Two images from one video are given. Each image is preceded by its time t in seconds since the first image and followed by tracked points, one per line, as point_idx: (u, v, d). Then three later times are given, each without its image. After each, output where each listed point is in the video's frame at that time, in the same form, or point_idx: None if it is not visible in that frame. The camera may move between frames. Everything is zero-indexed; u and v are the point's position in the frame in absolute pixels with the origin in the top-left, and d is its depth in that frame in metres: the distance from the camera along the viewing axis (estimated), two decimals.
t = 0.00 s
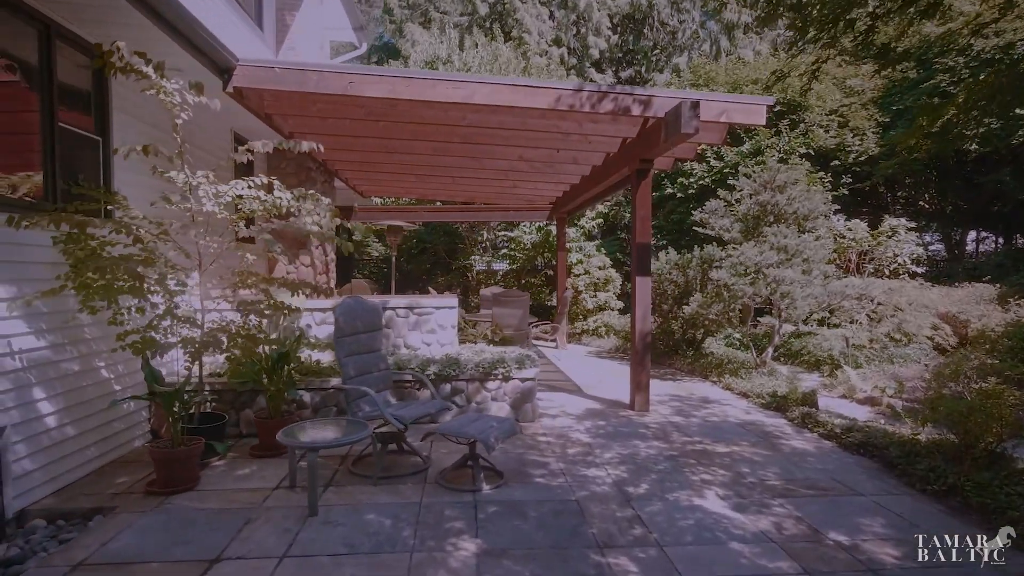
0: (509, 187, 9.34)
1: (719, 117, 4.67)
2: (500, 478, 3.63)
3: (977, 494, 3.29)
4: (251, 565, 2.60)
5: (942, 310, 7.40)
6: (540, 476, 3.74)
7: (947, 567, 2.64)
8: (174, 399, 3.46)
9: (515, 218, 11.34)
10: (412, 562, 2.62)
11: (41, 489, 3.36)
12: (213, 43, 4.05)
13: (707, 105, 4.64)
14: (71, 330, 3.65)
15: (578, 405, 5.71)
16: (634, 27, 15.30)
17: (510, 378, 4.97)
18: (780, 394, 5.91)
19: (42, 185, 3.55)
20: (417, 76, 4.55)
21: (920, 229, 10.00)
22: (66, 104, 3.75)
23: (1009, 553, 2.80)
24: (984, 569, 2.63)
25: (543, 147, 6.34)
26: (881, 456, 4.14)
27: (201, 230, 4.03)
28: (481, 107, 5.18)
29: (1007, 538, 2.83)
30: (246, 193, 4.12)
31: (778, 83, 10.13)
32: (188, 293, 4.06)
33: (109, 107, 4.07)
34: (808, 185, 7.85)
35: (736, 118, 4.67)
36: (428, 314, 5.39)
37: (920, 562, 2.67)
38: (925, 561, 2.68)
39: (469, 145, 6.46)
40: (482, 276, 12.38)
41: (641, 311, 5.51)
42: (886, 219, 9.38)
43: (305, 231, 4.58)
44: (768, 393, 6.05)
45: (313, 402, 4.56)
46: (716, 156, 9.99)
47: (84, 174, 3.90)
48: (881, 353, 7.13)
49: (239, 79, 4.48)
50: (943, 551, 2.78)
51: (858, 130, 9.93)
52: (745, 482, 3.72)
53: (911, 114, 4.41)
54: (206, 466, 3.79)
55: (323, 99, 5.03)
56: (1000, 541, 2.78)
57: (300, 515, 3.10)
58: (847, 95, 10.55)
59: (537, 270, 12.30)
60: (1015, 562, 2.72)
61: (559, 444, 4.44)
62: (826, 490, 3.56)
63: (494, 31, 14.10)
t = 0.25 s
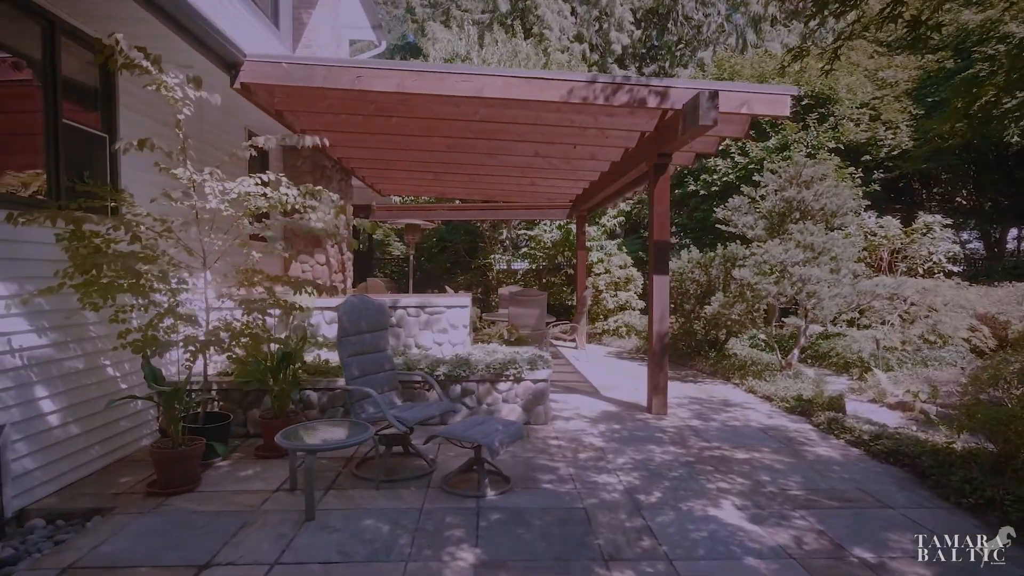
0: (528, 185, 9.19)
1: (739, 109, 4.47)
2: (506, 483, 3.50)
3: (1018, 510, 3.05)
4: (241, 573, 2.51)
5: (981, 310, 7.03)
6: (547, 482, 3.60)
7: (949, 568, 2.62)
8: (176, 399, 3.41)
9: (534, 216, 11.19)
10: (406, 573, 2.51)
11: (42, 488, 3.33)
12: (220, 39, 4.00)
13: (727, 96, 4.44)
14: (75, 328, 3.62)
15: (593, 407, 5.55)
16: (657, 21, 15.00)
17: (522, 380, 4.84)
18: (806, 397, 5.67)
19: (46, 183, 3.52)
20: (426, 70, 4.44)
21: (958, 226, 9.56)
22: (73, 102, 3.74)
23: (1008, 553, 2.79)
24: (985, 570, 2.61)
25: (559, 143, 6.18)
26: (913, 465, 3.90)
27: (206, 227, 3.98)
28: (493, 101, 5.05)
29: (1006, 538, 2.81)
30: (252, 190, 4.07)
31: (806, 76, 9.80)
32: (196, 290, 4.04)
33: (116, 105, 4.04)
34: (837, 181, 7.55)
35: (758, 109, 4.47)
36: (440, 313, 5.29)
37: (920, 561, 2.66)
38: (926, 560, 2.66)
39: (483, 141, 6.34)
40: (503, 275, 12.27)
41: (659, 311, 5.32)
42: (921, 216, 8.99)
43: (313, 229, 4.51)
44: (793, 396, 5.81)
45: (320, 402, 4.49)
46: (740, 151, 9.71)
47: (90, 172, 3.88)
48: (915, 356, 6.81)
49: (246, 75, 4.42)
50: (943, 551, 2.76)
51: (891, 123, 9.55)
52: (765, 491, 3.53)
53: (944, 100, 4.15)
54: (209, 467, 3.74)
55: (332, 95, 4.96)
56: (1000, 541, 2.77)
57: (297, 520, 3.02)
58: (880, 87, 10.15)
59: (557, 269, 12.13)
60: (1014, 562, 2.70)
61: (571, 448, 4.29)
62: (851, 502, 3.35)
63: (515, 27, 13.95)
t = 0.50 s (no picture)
0: (544, 182, 9.02)
1: (759, 99, 4.27)
2: (509, 490, 3.37)
3: None
4: None
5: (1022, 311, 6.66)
6: (553, 489, 3.46)
7: (947, 568, 2.60)
8: (174, 400, 3.35)
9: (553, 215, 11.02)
10: None
11: (41, 488, 3.30)
12: (224, 36, 3.94)
13: (746, 87, 4.25)
14: (76, 326, 3.59)
15: (606, 410, 5.37)
16: (681, 16, 14.69)
17: (532, 382, 4.70)
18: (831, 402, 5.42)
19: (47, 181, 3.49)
20: (433, 63, 4.33)
21: (996, 223, 9.13)
22: (76, 100, 3.71)
23: (1009, 553, 2.77)
24: (984, 570, 2.59)
25: (573, 138, 6.01)
26: (945, 476, 3.66)
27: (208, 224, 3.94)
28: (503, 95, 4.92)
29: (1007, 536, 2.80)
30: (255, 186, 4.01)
31: (834, 68, 9.45)
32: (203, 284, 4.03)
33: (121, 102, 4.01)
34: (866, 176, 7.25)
35: (779, 100, 4.26)
36: (449, 313, 5.18)
37: (920, 562, 2.64)
38: (925, 561, 2.64)
39: (496, 137, 6.21)
40: (521, 274, 12.13)
41: (675, 311, 5.11)
42: (956, 212, 8.60)
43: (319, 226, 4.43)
44: (817, 400, 5.57)
45: (325, 403, 4.41)
46: (765, 147, 9.42)
47: (93, 169, 3.85)
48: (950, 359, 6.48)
49: (251, 71, 4.36)
50: (943, 550, 2.75)
51: (924, 116, 9.17)
52: (782, 502, 3.33)
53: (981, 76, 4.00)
54: (210, 468, 3.69)
55: (340, 90, 4.87)
56: (1001, 540, 2.74)
57: (290, 526, 2.93)
58: (912, 79, 9.75)
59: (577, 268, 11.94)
60: (1015, 562, 2.68)
61: (580, 453, 4.14)
62: (875, 516, 3.14)
63: (535, 24, 13.79)
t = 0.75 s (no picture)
0: (561, 181, 8.85)
1: (778, 92, 4.07)
2: (510, 502, 3.24)
3: None
4: None
5: None
6: (556, 501, 3.32)
7: (948, 567, 2.63)
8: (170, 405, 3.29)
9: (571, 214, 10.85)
10: None
11: (39, 492, 3.27)
12: (226, 34, 3.88)
13: (764, 79, 4.06)
14: (76, 329, 3.56)
15: (619, 416, 5.20)
16: (704, 10, 14.37)
17: (541, 387, 4.56)
18: (857, 409, 5.17)
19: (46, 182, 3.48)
20: (438, 59, 4.22)
21: None
22: (77, 101, 3.71)
23: (1009, 553, 2.79)
24: (984, 569, 2.62)
25: (586, 135, 5.85)
26: (978, 493, 3.42)
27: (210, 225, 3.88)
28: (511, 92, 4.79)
29: (1007, 536, 2.82)
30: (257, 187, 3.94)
31: (863, 61, 9.11)
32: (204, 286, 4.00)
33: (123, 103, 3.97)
34: (896, 173, 6.94)
35: (799, 92, 4.06)
36: (457, 315, 5.07)
37: None
38: (925, 561, 2.67)
39: (508, 136, 6.08)
40: (540, 274, 11.97)
41: (691, 314, 4.93)
42: (993, 209, 8.21)
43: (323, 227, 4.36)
44: (842, 407, 5.32)
45: (329, 407, 4.34)
46: (789, 143, 9.12)
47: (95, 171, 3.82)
48: (986, 364, 6.16)
49: (255, 71, 4.31)
50: (943, 551, 2.77)
51: (959, 110, 8.77)
52: (799, 518, 3.15)
53: (1016, 65, 4.15)
54: (209, 474, 3.63)
55: (346, 89, 4.79)
56: (1001, 541, 2.76)
57: (282, 536, 2.85)
58: (946, 70, 9.36)
59: (596, 268, 11.75)
60: (1014, 562, 2.71)
61: (589, 462, 3.99)
62: (899, 535, 2.94)
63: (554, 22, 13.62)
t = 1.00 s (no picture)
0: (576, 180, 8.69)
1: (795, 84, 3.88)
2: (509, 512, 3.12)
3: None
4: None
5: None
6: (558, 512, 3.18)
7: (947, 568, 2.64)
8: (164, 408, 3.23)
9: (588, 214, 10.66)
10: None
11: (35, 494, 3.24)
12: (225, 32, 3.83)
13: (780, 71, 3.87)
14: (74, 330, 3.53)
15: (630, 421, 5.04)
16: (726, 5, 14.06)
17: (548, 391, 4.42)
18: (881, 415, 4.92)
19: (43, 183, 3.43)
20: (441, 53, 4.11)
21: None
22: (75, 102, 3.66)
23: (1010, 553, 2.79)
24: (984, 570, 2.63)
25: (597, 132, 5.69)
26: (1011, 509, 3.19)
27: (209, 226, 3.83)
28: (517, 87, 4.66)
29: (1005, 535, 2.84)
30: (256, 187, 3.88)
31: (890, 53, 8.78)
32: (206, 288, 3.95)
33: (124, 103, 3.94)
34: (925, 168, 6.64)
35: (818, 82, 3.86)
36: (464, 317, 4.96)
37: None
38: (925, 561, 2.69)
39: (518, 133, 5.95)
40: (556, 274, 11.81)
41: (706, 316, 4.74)
42: None
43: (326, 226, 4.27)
44: (866, 413, 5.08)
45: (331, 410, 4.26)
46: (813, 139, 8.83)
47: (94, 172, 3.78)
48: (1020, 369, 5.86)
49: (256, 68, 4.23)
50: (943, 551, 2.79)
51: (993, 102, 8.33)
52: (815, 534, 2.97)
53: None
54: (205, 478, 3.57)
55: (350, 85, 4.71)
56: (1000, 541, 2.78)
57: (272, 546, 2.77)
58: (979, 61, 8.97)
59: (614, 268, 11.55)
60: (1015, 561, 2.71)
61: (595, 469, 3.84)
62: (925, 555, 2.73)
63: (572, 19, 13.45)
